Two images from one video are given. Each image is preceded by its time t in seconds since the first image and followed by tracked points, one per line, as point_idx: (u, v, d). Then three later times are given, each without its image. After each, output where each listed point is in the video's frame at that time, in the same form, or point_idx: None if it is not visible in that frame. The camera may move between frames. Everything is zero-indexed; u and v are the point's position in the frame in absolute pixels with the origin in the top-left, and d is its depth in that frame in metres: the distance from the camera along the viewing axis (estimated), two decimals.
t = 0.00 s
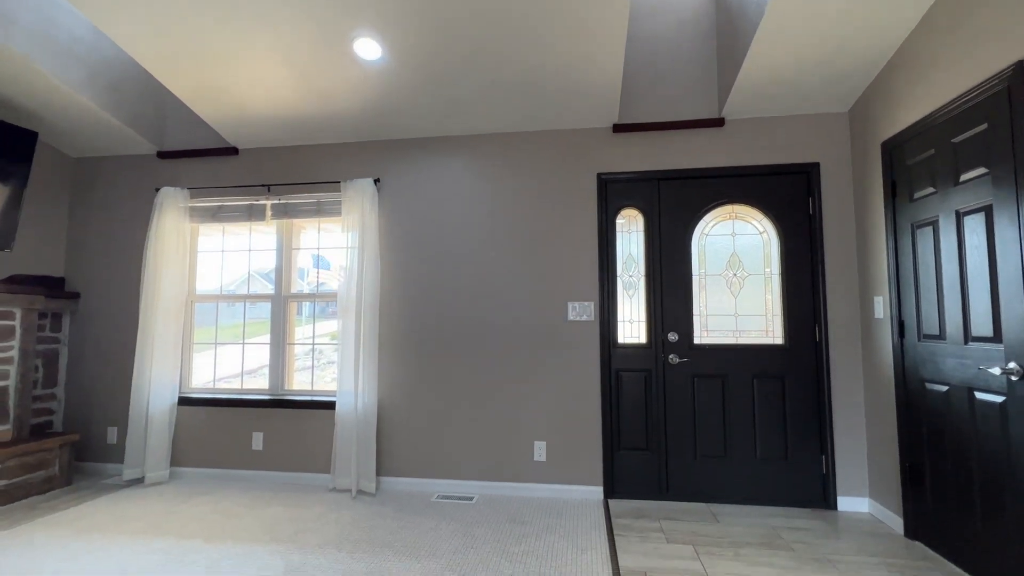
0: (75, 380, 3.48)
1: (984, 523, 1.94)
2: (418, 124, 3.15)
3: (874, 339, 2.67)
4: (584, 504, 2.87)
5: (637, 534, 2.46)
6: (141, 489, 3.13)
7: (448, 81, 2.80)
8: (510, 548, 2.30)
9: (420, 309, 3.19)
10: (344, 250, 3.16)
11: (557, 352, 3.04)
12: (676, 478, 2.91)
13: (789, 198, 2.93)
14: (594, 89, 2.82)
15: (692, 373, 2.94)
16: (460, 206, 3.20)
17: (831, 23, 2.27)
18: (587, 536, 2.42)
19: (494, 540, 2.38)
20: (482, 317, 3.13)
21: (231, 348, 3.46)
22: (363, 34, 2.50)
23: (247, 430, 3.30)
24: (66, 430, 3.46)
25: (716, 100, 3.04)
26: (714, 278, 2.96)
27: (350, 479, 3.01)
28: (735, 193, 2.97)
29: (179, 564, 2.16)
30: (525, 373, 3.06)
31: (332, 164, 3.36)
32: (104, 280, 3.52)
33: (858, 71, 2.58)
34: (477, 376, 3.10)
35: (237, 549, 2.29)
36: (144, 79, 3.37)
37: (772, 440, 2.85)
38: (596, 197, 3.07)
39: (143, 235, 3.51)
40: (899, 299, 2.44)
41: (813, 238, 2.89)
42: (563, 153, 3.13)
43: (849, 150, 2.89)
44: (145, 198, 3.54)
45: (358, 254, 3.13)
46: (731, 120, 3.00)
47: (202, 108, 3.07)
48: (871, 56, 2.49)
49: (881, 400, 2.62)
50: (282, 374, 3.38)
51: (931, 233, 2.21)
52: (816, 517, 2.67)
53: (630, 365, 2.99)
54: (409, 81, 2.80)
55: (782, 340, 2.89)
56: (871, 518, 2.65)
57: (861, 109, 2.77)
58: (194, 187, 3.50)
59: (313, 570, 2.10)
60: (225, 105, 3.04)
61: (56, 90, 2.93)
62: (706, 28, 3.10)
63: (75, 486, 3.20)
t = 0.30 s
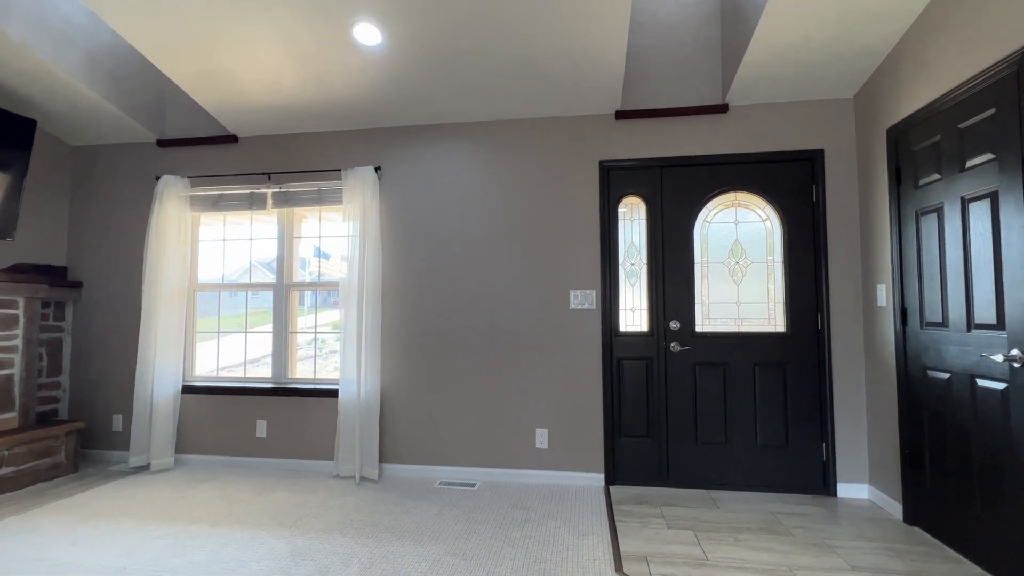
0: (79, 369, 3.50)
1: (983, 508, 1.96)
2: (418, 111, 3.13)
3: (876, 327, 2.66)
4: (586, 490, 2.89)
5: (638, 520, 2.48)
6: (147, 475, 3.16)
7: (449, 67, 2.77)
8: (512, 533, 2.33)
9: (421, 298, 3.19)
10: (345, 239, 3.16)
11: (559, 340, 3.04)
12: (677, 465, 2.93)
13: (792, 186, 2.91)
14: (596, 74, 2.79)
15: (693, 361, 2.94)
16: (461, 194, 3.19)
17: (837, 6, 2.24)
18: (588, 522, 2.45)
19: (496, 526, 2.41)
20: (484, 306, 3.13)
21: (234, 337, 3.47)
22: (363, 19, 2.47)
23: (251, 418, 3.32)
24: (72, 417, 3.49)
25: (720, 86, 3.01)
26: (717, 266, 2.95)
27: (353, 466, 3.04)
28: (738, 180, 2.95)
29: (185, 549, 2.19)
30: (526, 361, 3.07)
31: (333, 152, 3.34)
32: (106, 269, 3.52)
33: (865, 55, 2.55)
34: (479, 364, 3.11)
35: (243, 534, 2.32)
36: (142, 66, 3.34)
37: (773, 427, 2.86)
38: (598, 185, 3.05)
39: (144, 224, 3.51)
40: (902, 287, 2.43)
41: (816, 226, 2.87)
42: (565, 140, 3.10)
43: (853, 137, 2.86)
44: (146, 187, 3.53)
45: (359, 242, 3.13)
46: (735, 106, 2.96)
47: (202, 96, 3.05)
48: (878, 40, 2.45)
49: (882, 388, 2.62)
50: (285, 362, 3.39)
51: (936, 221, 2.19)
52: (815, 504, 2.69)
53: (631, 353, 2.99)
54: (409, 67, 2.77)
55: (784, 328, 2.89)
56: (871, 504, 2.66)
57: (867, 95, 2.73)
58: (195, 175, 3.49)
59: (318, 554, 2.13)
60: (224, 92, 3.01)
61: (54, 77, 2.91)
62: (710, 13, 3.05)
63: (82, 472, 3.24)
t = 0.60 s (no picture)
0: (85, 358, 3.53)
1: (984, 496, 1.96)
2: (420, 100, 3.10)
3: (880, 317, 2.66)
4: (588, 479, 2.91)
5: (640, 508, 2.50)
6: (153, 464, 3.19)
7: (451, 55, 2.75)
8: (515, 521, 2.35)
9: (424, 288, 3.19)
10: (347, 229, 3.16)
11: (561, 330, 3.05)
12: (678, 454, 2.94)
13: (796, 175, 2.89)
14: (599, 62, 2.76)
15: (695, 351, 2.94)
16: (463, 184, 3.18)
17: None
18: (590, 510, 2.47)
19: (499, 513, 2.43)
20: (486, 296, 3.13)
21: (237, 328, 3.49)
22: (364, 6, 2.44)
23: (255, 407, 3.35)
24: (78, 407, 3.52)
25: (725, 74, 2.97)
26: (720, 256, 2.94)
27: (357, 455, 3.06)
28: (742, 169, 2.93)
29: (191, 535, 2.21)
30: (529, 351, 3.08)
31: (334, 141, 3.33)
32: (110, 259, 3.53)
33: (872, 42, 2.51)
34: (482, 353, 3.12)
35: (248, 521, 2.35)
36: (142, 54, 3.33)
37: (775, 416, 2.87)
38: (600, 174, 3.04)
39: (147, 215, 3.51)
40: (906, 276, 2.42)
41: (820, 215, 2.85)
42: (568, 129, 3.08)
43: (859, 125, 2.83)
44: (148, 177, 3.53)
45: (361, 232, 3.13)
46: (739, 94, 2.93)
47: (202, 84, 3.03)
48: (886, 27, 2.41)
49: (885, 377, 2.62)
50: (289, 352, 3.41)
51: (941, 209, 2.18)
52: (817, 492, 2.70)
53: (634, 342, 3.00)
54: (410, 55, 2.75)
55: (787, 318, 2.88)
56: (872, 493, 2.68)
57: (873, 82, 2.70)
58: (196, 165, 3.48)
59: (322, 540, 2.16)
60: (224, 81, 2.99)
61: (53, 66, 2.89)
62: None
63: (89, 461, 3.27)
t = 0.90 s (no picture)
0: (93, 349, 3.57)
1: (990, 487, 1.96)
2: (423, 90, 3.09)
3: (886, 308, 2.64)
4: (592, 469, 2.93)
5: (643, 498, 2.51)
6: (161, 453, 3.23)
7: (454, 44, 2.72)
8: (519, 510, 2.36)
9: (428, 280, 3.20)
10: (352, 221, 3.16)
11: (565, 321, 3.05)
12: (682, 445, 2.94)
13: (803, 165, 2.86)
14: (604, 51, 2.73)
15: (699, 342, 2.94)
16: (467, 175, 3.17)
17: None
18: (593, 499, 2.48)
19: (504, 502, 2.45)
20: (490, 287, 3.13)
21: (243, 321, 3.51)
22: None
23: (262, 398, 3.38)
24: (87, 397, 3.57)
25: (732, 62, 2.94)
26: (725, 246, 2.93)
27: (362, 445, 3.09)
28: (748, 159, 2.90)
29: (200, 523, 2.24)
30: (533, 342, 3.08)
31: (338, 132, 3.32)
32: (116, 251, 3.55)
33: (881, 29, 2.47)
34: (486, 345, 3.13)
35: (255, 509, 2.38)
36: (145, 45, 3.32)
37: (779, 407, 2.87)
38: (605, 165, 3.02)
39: (152, 207, 3.52)
40: (914, 266, 2.40)
41: (827, 206, 2.83)
42: (572, 119, 3.06)
43: (867, 114, 2.80)
44: (153, 170, 3.54)
45: (365, 224, 3.13)
46: (745, 83, 2.90)
47: (205, 75, 3.03)
48: (895, 13, 2.37)
49: (890, 368, 2.61)
50: (294, 343, 3.42)
51: (950, 198, 2.16)
52: (821, 483, 2.69)
53: (637, 334, 2.99)
54: (413, 45, 2.73)
55: (792, 309, 2.87)
56: (876, 484, 2.67)
57: (882, 70, 2.66)
58: (200, 157, 3.49)
59: (329, 528, 2.18)
60: (227, 71, 2.99)
61: (57, 58, 2.90)
62: None
63: (99, 450, 3.31)
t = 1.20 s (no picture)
0: (105, 343, 3.61)
1: (1001, 483, 1.94)
2: (429, 84, 3.08)
3: (897, 302, 2.61)
4: (599, 463, 2.93)
5: (650, 492, 2.51)
6: (173, 446, 3.28)
7: (461, 38, 2.71)
8: (526, 503, 2.38)
9: (435, 275, 3.20)
10: (359, 216, 3.17)
11: (572, 316, 3.05)
12: (689, 440, 2.94)
13: (813, 158, 2.83)
14: (612, 43, 2.71)
15: (707, 336, 2.93)
16: (473, 170, 3.16)
17: None
18: (600, 493, 2.49)
19: (511, 495, 2.46)
20: (496, 281, 3.13)
21: (252, 315, 3.54)
22: None
23: (271, 391, 3.41)
24: (100, 390, 3.62)
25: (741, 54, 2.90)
26: (733, 240, 2.91)
27: (370, 438, 3.11)
28: (757, 152, 2.87)
29: (211, 514, 2.28)
30: (540, 337, 3.09)
31: (344, 127, 3.32)
32: (126, 246, 3.59)
33: (895, 18, 2.43)
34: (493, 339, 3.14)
35: (266, 501, 2.41)
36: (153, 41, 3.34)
37: (787, 402, 2.85)
38: (612, 159, 3.00)
39: (162, 202, 3.55)
40: (925, 260, 2.37)
41: (837, 199, 2.80)
42: (579, 113, 3.04)
43: (879, 105, 2.75)
44: (162, 165, 3.56)
45: (372, 219, 3.14)
46: (755, 75, 2.87)
47: (213, 70, 3.04)
48: (910, 2, 2.33)
49: (901, 363, 2.58)
50: (302, 337, 3.45)
51: (963, 191, 2.12)
52: (830, 478, 2.68)
53: (645, 328, 2.99)
54: (420, 39, 2.72)
55: (801, 304, 2.85)
56: (885, 479, 2.66)
57: (895, 61, 2.62)
58: (209, 153, 3.51)
59: (338, 520, 2.21)
60: (234, 67, 2.99)
61: (67, 54, 2.92)
62: None
63: (112, 442, 3.37)
